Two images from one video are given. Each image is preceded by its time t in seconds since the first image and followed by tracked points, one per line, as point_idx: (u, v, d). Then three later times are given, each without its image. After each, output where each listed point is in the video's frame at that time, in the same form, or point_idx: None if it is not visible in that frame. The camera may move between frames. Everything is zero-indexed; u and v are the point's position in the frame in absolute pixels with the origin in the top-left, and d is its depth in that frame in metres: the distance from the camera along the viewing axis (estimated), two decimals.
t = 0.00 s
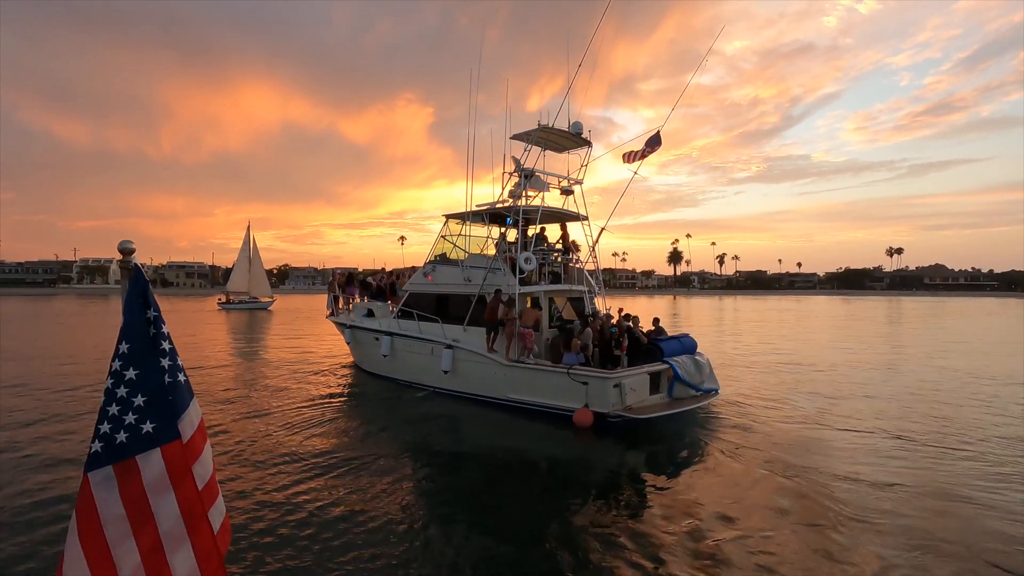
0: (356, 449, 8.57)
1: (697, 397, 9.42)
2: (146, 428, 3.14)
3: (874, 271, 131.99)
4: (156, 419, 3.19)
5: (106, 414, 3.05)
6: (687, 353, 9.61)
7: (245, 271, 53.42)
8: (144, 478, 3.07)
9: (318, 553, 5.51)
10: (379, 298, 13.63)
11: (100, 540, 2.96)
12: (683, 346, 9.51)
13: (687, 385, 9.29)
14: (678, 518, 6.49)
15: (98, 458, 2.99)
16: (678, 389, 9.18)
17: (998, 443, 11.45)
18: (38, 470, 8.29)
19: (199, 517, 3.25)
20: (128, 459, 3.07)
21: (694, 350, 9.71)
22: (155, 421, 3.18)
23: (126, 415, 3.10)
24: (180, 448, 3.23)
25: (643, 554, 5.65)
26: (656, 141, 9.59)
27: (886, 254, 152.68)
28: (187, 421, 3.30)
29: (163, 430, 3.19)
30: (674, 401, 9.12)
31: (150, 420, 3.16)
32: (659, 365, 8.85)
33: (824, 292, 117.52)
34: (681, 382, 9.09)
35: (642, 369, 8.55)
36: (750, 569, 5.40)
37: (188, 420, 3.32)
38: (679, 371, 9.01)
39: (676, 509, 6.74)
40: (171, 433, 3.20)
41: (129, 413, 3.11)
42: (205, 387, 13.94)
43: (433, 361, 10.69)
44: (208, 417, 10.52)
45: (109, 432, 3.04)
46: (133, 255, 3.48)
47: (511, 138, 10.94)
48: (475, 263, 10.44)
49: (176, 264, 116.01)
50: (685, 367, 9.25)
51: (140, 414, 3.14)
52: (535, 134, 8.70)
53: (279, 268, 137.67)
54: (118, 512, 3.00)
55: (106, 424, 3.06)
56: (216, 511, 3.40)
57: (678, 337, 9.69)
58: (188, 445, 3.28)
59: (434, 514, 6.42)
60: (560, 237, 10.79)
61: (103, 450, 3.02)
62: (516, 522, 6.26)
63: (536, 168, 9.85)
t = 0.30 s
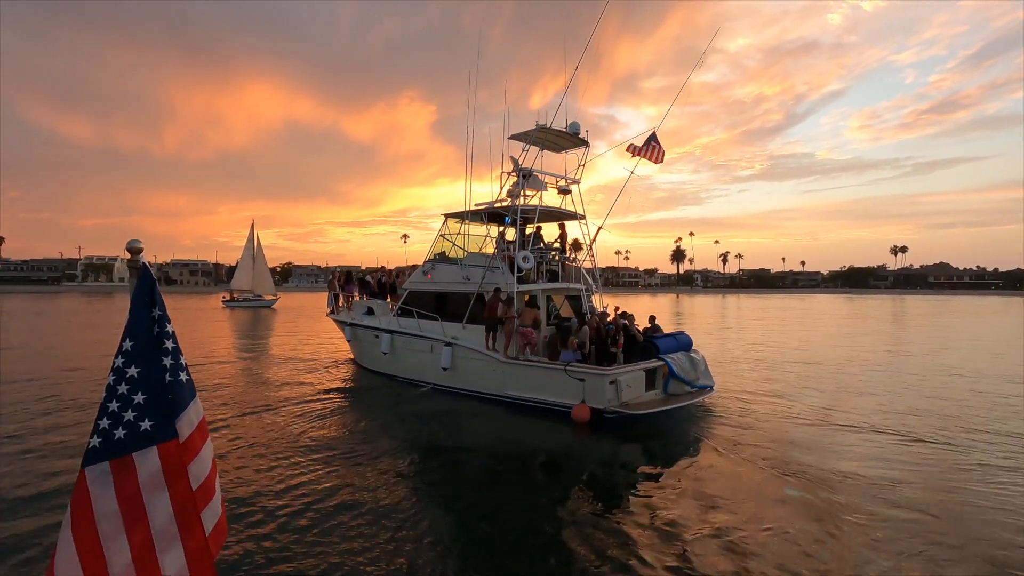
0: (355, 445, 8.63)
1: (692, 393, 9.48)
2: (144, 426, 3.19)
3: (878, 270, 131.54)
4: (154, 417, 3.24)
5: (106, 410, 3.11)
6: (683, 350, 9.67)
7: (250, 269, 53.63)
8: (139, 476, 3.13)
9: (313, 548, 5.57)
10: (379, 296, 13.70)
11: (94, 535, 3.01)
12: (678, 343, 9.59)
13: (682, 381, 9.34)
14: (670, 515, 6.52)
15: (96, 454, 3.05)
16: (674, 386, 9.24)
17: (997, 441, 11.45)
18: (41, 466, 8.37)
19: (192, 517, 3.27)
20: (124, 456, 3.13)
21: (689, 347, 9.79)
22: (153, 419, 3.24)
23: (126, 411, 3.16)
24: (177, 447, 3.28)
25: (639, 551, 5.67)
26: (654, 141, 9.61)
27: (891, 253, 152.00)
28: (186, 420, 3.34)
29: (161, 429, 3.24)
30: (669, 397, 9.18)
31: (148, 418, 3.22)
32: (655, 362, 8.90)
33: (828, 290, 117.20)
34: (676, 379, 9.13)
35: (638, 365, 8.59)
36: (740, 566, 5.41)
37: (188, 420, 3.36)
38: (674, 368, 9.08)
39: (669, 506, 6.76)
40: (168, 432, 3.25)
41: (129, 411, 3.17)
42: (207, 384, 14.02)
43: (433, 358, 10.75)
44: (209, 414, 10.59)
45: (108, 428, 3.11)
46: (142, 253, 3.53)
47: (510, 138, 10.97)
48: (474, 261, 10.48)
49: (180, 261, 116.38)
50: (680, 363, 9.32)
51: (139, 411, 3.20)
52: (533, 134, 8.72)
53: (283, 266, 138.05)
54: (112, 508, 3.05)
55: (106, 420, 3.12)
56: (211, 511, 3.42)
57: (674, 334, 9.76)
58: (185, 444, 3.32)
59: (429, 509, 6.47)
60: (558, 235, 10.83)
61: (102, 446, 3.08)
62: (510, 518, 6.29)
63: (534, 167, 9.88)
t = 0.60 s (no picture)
0: (354, 441, 8.69)
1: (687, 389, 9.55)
2: (143, 422, 3.25)
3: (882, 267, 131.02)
4: (153, 414, 3.29)
5: (107, 405, 3.17)
6: (678, 347, 9.74)
7: (254, 266, 53.82)
8: (136, 473, 3.18)
9: (311, 543, 5.62)
10: (379, 294, 13.76)
11: (90, 530, 3.07)
12: (673, 340, 9.65)
13: (678, 378, 9.41)
14: (664, 512, 6.54)
15: (95, 448, 3.11)
16: (669, 382, 9.31)
17: (995, 439, 11.47)
18: (44, 461, 8.45)
19: (186, 516, 3.31)
20: (122, 451, 3.18)
21: (685, 344, 9.85)
22: (153, 416, 3.29)
23: (126, 407, 3.22)
24: (174, 445, 3.32)
25: (633, 547, 5.69)
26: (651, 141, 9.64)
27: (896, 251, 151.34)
28: (186, 418, 3.39)
29: (159, 426, 3.30)
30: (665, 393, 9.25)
31: (147, 414, 3.27)
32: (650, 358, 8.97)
33: (832, 288, 116.87)
34: (673, 374, 9.19)
35: (633, 361, 8.66)
36: (733, 563, 5.42)
37: (188, 417, 3.41)
38: (670, 364, 9.14)
39: (664, 503, 6.79)
40: (166, 429, 3.30)
41: (129, 406, 3.23)
42: (209, 381, 14.12)
43: (432, 355, 10.81)
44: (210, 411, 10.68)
45: (108, 423, 3.16)
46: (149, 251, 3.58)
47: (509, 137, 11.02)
48: (473, 259, 10.52)
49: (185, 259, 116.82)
50: (676, 360, 9.39)
51: (139, 408, 3.25)
52: (532, 134, 8.76)
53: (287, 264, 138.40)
54: (109, 503, 3.11)
55: (107, 415, 3.18)
56: (207, 511, 3.46)
57: (670, 331, 9.81)
58: (183, 443, 3.36)
59: (425, 505, 6.53)
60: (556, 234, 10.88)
61: (101, 441, 3.14)
62: (505, 514, 6.33)
63: (532, 167, 9.93)
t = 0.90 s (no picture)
0: (355, 437, 8.74)
1: (684, 384, 9.59)
2: (152, 417, 3.30)
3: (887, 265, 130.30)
4: (162, 409, 3.34)
5: (117, 400, 3.22)
6: (675, 343, 9.76)
7: (258, 263, 53.99)
8: (146, 466, 3.22)
9: (310, 539, 5.64)
10: (379, 290, 13.79)
11: (104, 522, 3.12)
12: (671, 337, 9.67)
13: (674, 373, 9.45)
14: (664, 508, 6.53)
15: (107, 442, 3.16)
16: (666, 377, 9.35)
17: (996, 438, 11.43)
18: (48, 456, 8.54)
19: (195, 509, 3.35)
20: (133, 446, 3.23)
21: (682, 340, 9.88)
22: (161, 411, 3.34)
23: (136, 401, 3.27)
24: (182, 439, 3.36)
25: (632, 542, 5.73)
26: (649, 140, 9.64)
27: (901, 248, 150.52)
28: (194, 412, 3.44)
29: (168, 420, 3.34)
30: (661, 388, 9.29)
31: (156, 409, 3.32)
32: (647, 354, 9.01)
33: (836, 285, 116.41)
34: (669, 370, 9.22)
35: (630, 357, 8.69)
36: (732, 558, 5.45)
37: (195, 412, 3.46)
38: (666, 360, 9.17)
39: (663, 498, 6.81)
40: (174, 424, 3.34)
41: (139, 401, 3.28)
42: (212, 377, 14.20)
43: (432, 351, 10.87)
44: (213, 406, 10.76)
45: (118, 417, 3.22)
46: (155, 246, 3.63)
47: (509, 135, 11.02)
48: (472, 256, 10.55)
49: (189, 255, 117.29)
50: (672, 356, 9.42)
51: (148, 402, 3.30)
52: (530, 132, 8.76)
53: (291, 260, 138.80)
54: (120, 496, 3.16)
55: (117, 409, 3.24)
56: (216, 504, 3.49)
57: (667, 328, 9.83)
58: (192, 436, 3.41)
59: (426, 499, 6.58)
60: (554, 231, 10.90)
61: (113, 434, 3.19)
62: (509, 509, 6.37)
63: (530, 165, 9.94)
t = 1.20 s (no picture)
0: (357, 431, 8.80)
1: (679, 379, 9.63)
2: (166, 404, 3.35)
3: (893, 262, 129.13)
4: (175, 396, 3.39)
5: (131, 388, 3.27)
6: (671, 338, 9.80)
7: (260, 260, 54.11)
8: (163, 452, 3.28)
9: (310, 531, 5.68)
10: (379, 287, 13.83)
11: (124, 506, 3.17)
12: (667, 333, 9.70)
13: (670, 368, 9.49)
14: (664, 501, 6.57)
15: (124, 430, 3.22)
16: (662, 372, 9.39)
17: (996, 435, 11.42)
18: (54, 451, 8.61)
19: (210, 493, 3.42)
20: (149, 433, 3.29)
21: (679, 336, 9.92)
22: (175, 398, 3.39)
23: (149, 390, 3.32)
24: (196, 426, 3.41)
25: (633, 533, 5.78)
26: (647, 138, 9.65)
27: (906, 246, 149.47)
28: (206, 399, 3.47)
29: (182, 407, 3.39)
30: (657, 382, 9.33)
31: (170, 396, 3.37)
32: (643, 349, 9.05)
33: (840, 283, 115.98)
34: (665, 365, 9.26)
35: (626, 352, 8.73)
36: (732, 551, 5.49)
37: (208, 399, 3.49)
38: (662, 355, 9.22)
39: (664, 491, 6.85)
40: (188, 410, 3.39)
41: (152, 389, 3.33)
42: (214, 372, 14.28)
43: (432, 347, 10.91)
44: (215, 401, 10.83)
45: (134, 405, 3.27)
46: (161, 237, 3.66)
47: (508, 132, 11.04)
48: (472, 253, 10.58)
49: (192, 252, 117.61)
50: (668, 351, 9.46)
51: (161, 390, 3.35)
52: (530, 129, 8.76)
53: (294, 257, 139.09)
54: (139, 482, 3.21)
55: (132, 398, 3.29)
56: (230, 489, 3.56)
57: (663, 323, 9.87)
58: (205, 423, 3.46)
59: (430, 491, 6.63)
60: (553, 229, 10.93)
61: (130, 422, 3.25)
62: (514, 500, 6.42)
63: (529, 163, 9.97)
